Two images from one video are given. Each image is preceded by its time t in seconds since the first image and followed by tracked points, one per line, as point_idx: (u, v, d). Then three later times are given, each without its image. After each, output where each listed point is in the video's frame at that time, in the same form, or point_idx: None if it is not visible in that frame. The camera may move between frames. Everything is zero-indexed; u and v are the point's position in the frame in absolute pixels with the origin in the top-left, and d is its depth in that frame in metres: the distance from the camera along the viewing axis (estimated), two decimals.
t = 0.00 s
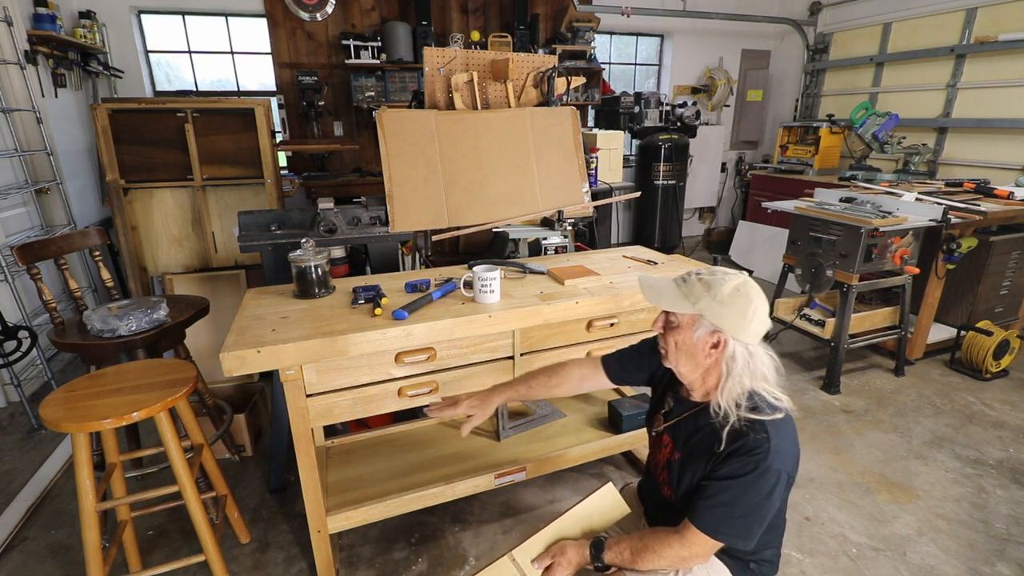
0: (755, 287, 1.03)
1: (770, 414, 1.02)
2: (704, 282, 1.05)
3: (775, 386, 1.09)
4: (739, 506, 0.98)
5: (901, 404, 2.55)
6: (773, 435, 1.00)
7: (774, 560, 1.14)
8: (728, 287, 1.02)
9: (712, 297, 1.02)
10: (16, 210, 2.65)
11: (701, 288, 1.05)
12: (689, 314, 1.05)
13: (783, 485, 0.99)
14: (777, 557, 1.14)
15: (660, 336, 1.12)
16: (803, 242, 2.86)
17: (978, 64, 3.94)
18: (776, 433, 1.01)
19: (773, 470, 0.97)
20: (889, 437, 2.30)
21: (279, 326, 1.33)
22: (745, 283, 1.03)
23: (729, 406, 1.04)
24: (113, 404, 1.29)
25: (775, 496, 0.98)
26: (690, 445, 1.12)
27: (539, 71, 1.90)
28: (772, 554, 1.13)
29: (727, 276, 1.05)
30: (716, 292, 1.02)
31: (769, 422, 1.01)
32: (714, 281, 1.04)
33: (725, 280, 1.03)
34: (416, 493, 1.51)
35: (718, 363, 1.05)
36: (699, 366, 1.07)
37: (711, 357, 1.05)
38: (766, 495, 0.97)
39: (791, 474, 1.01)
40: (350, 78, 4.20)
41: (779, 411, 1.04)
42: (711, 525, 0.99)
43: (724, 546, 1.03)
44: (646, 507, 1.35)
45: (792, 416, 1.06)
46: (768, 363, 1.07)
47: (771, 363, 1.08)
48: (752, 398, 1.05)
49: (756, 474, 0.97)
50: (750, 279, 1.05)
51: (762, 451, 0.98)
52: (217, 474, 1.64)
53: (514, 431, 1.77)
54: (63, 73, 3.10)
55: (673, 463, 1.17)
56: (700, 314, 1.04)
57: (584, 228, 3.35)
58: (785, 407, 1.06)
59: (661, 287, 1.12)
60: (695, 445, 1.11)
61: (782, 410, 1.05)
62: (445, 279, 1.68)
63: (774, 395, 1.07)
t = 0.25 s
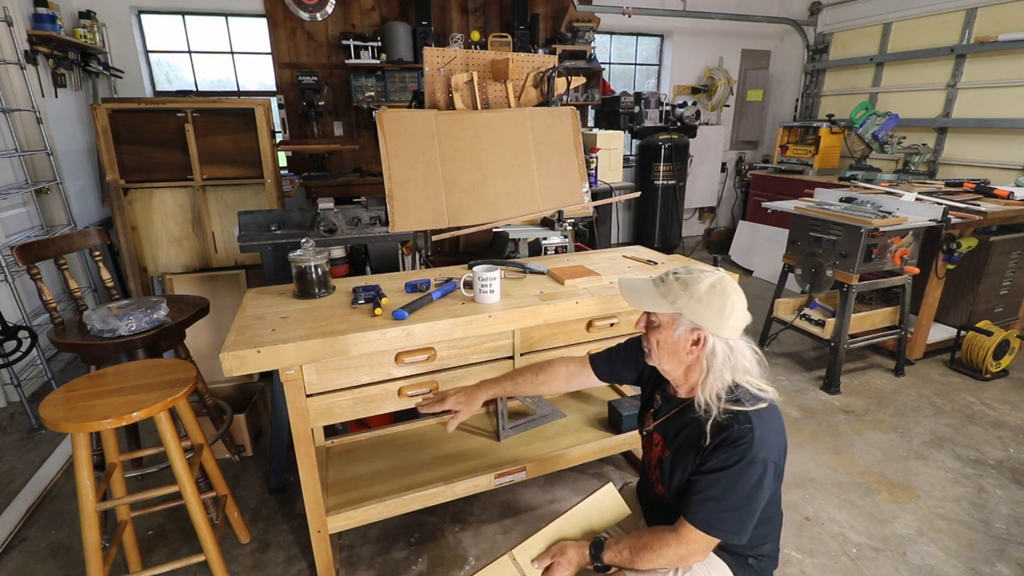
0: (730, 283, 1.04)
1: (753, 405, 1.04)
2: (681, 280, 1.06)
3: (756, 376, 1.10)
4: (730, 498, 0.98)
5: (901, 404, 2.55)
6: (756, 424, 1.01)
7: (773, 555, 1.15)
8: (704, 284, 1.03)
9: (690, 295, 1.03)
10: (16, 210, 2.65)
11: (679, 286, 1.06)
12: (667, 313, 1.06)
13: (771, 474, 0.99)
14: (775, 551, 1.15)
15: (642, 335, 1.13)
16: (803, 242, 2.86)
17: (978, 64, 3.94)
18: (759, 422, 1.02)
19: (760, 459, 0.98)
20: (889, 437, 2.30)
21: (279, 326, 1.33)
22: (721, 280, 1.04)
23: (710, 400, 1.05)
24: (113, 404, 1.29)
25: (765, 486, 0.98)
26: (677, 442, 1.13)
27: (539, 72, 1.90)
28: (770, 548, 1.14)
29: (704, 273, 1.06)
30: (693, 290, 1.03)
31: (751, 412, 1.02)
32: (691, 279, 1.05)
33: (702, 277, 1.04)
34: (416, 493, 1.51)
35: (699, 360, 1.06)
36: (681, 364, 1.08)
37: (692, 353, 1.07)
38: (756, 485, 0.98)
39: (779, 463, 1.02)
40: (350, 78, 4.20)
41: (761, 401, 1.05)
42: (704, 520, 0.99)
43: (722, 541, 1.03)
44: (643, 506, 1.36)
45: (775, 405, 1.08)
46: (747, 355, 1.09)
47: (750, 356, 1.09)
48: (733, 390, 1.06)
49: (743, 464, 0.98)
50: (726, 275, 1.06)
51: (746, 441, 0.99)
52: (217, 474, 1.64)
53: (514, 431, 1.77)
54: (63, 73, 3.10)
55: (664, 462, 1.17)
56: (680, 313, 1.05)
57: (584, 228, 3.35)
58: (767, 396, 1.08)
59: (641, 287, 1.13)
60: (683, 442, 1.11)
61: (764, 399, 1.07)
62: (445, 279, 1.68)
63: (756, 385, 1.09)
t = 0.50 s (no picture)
0: (719, 279, 1.10)
1: (739, 402, 1.05)
2: (676, 285, 1.10)
3: (745, 374, 1.12)
4: (715, 499, 0.98)
5: (900, 404, 2.55)
6: (737, 424, 1.01)
7: (768, 559, 1.17)
8: (698, 284, 1.08)
9: (690, 297, 1.06)
10: (15, 210, 2.65)
11: (674, 290, 1.09)
12: (667, 319, 1.08)
13: (755, 474, 0.99)
14: (770, 555, 1.17)
15: (638, 344, 1.15)
16: (803, 242, 2.86)
17: (978, 64, 3.94)
18: (741, 421, 1.02)
19: (742, 458, 0.98)
20: (889, 437, 2.30)
21: (280, 326, 1.33)
22: (710, 277, 1.09)
23: (705, 397, 1.07)
24: (113, 404, 1.29)
25: (749, 484, 0.99)
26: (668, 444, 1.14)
27: (539, 72, 1.90)
28: (766, 551, 1.16)
29: (692, 273, 1.10)
30: (689, 292, 1.07)
31: (735, 411, 1.03)
32: (684, 282, 1.09)
33: (694, 278, 1.09)
34: (417, 493, 1.50)
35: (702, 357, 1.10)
36: (684, 363, 1.12)
37: (693, 353, 1.10)
38: (739, 484, 0.98)
39: (764, 463, 1.02)
40: (350, 78, 4.20)
41: (747, 398, 1.06)
42: (690, 522, 1.00)
43: (711, 544, 1.03)
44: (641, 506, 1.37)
45: (762, 403, 1.08)
46: (738, 348, 1.13)
47: (740, 349, 1.13)
48: (727, 385, 1.08)
49: (725, 464, 0.98)
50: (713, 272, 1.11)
51: (728, 441, 1.00)
52: (217, 474, 1.64)
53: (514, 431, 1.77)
54: (63, 73, 3.10)
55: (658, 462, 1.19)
56: (682, 317, 1.07)
57: (584, 228, 3.35)
58: (754, 394, 1.09)
59: (634, 297, 1.15)
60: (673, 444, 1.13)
61: (751, 397, 1.07)
62: (445, 279, 1.68)
63: (746, 381, 1.11)
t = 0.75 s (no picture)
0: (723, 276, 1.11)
1: (736, 395, 1.06)
2: (686, 278, 1.10)
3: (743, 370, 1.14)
4: (707, 485, 0.98)
5: (900, 404, 2.55)
6: (733, 413, 1.03)
7: (767, 560, 1.17)
8: (708, 280, 1.08)
9: (700, 292, 1.07)
10: (16, 210, 2.65)
11: (684, 284, 1.09)
12: (677, 313, 1.07)
13: (749, 464, 1.00)
14: (769, 556, 1.18)
15: (641, 336, 1.14)
16: (803, 242, 2.86)
17: (978, 64, 3.94)
18: (738, 411, 1.03)
19: (736, 447, 0.99)
20: (889, 437, 2.30)
21: (280, 326, 1.33)
22: (716, 273, 1.10)
23: (704, 390, 1.08)
24: (113, 404, 1.29)
25: (743, 473, 0.99)
26: (665, 436, 1.16)
27: (539, 71, 1.90)
28: (764, 553, 1.17)
29: (700, 268, 1.11)
30: (700, 286, 1.07)
31: (732, 402, 1.04)
32: (693, 276, 1.09)
33: (704, 273, 1.09)
34: (417, 493, 1.51)
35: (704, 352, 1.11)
36: (685, 357, 1.12)
37: (696, 348, 1.11)
38: (732, 472, 0.99)
39: (759, 455, 1.03)
40: (349, 78, 4.20)
41: (745, 392, 1.07)
42: (681, 507, 0.99)
43: (701, 533, 1.02)
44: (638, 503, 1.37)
45: (759, 397, 1.09)
46: (738, 346, 1.15)
47: (739, 344, 1.15)
48: (726, 379, 1.09)
49: (719, 451, 1.00)
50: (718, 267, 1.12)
51: (723, 429, 1.01)
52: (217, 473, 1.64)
53: (514, 431, 1.77)
54: (63, 73, 3.10)
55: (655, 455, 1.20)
56: (691, 310, 1.07)
57: (584, 228, 3.34)
58: (752, 389, 1.10)
59: (641, 287, 1.13)
60: (670, 435, 1.14)
61: (749, 391, 1.09)
62: (445, 279, 1.68)
63: (744, 377, 1.13)
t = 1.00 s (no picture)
0: (728, 273, 1.13)
1: (735, 389, 1.06)
2: (692, 271, 1.11)
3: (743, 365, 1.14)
4: (706, 478, 0.99)
5: (900, 404, 2.55)
6: (731, 407, 1.03)
7: (767, 559, 1.17)
8: (714, 274, 1.10)
9: (706, 285, 1.08)
10: (16, 210, 2.65)
11: (690, 277, 1.10)
12: (681, 304, 1.08)
13: (748, 457, 1.00)
14: (769, 556, 1.18)
15: (644, 328, 1.15)
16: (803, 242, 2.86)
17: (978, 64, 3.94)
18: (737, 406, 1.03)
19: (734, 440, 1.00)
20: (889, 437, 2.30)
21: (280, 326, 1.33)
22: (722, 269, 1.12)
23: (704, 384, 1.09)
24: (113, 404, 1.29)
25: (741, 467, 1.00)
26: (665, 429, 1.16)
27: (539, 71, 1.90)
28: (764, 552, 1.17)
29: (707, 263, 1.12)
30: (705, 280, 1.09)
31: (731, 397, 1.05)
32: (698, 271, 1.10)
33: (709, 267, 1.11)
34: (417, 493, 1.50)
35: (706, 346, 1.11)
36: (687, 350, 1.12)
37: (697, 342, 1.12)
38: (731, 465, 0.99)
39: (758, 450, 1.03)
40: (349, 78, 4.19)
41: (744, 386, 1.07)
42: (680, 500, 1.00)
43: (700, 526, 1.03)
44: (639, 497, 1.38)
45: (759, 392, 1.09)
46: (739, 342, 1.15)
47: (739, 340, 1.15)
48: (726, 374, 1.10)
49: (717, 445, 1.00)
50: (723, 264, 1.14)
51: (721, 422, 1.02)
52: (217, 473, 1.64)
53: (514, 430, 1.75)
54: (63, 73, 3.10)
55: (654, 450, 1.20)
56: (695, 302, 1.08)
57: (584, 228, 3.35)
58: (751, 383, 1.10)
59: (646, 277, 1.14)
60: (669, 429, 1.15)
61: (748, 385, 1.09)
62: (445, 279, 1.68)
63: (743, 372, 1.13)
